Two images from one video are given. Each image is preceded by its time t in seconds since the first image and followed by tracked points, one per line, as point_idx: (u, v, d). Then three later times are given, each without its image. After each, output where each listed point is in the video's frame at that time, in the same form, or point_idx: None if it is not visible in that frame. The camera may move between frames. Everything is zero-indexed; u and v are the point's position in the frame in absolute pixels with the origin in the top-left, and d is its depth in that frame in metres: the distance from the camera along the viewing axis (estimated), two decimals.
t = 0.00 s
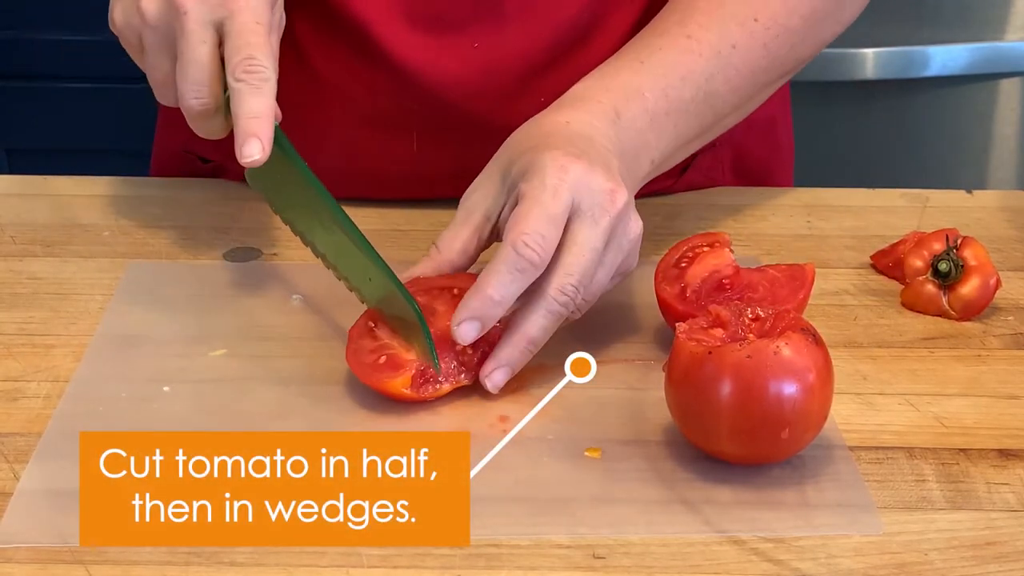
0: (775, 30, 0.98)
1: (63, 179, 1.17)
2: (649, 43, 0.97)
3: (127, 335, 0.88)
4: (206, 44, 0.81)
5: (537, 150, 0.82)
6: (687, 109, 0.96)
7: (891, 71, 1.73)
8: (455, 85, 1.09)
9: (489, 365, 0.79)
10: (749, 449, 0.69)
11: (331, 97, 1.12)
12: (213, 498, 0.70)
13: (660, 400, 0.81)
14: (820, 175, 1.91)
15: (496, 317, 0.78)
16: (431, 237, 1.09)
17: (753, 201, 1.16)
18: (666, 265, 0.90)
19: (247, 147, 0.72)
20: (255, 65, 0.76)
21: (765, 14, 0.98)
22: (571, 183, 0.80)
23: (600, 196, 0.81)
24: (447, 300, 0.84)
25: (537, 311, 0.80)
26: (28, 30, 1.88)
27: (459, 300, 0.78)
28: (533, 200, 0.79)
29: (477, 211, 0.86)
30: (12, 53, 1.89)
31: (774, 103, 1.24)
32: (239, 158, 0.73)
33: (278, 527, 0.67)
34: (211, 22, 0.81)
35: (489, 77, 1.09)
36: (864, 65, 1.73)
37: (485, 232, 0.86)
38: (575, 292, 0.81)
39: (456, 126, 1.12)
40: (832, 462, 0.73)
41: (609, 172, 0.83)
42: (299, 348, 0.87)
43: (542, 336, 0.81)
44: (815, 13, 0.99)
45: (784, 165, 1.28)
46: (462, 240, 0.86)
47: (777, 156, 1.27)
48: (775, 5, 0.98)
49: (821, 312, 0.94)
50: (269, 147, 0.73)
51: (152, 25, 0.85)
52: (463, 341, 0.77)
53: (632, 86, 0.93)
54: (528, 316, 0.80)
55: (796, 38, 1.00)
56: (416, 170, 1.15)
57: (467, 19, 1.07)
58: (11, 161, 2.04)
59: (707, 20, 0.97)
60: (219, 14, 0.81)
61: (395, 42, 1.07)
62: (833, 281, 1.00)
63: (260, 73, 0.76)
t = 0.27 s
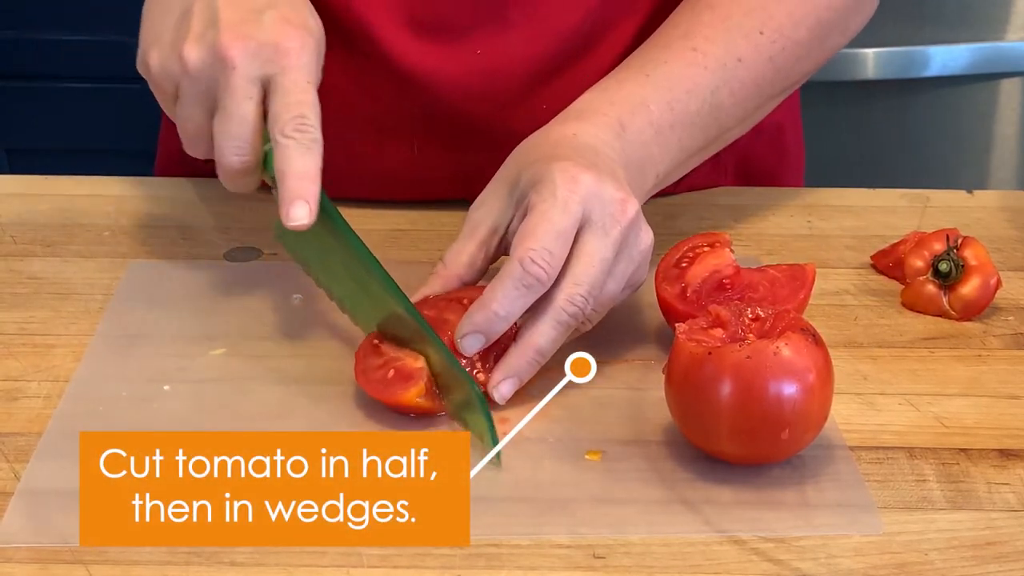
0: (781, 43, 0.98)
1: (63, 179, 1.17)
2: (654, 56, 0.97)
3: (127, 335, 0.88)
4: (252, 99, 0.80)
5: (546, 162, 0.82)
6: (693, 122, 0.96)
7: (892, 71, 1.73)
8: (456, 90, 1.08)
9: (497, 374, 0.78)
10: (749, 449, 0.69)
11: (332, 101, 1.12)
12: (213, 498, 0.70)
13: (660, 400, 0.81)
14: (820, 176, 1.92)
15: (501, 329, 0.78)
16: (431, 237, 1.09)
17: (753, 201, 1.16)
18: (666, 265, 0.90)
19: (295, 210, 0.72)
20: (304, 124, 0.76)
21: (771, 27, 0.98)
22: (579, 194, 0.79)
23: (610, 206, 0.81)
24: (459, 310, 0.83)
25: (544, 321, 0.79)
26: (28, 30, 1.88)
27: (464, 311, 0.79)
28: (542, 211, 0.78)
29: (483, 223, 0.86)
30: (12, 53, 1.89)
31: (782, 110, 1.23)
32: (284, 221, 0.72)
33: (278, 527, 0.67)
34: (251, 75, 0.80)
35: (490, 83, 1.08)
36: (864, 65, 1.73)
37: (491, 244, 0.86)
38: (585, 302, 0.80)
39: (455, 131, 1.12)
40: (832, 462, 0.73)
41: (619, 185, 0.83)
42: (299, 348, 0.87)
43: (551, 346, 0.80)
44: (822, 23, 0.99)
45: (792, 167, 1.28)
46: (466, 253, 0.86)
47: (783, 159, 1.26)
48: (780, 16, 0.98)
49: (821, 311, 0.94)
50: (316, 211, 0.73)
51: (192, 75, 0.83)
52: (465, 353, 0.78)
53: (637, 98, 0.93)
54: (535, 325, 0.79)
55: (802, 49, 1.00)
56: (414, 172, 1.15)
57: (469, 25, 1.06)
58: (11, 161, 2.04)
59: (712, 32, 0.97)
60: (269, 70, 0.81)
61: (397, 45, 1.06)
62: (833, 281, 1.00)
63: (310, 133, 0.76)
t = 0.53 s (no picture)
0: (797, 36, 0.98)
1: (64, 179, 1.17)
2: (666, 49, 0.97)
3: (127, 335, 0.88)
4: (177, 90, 0.88)
5: (558, 153, 0.83)
6: (708, 109, 0.96)
7: (892, 71, 1.73)
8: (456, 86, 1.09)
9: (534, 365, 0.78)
10: (749, 449, 0.69)
11: (331, 98, 1.12)
12: (213, 498, 0.70)
13: (661, 399, 0.81)
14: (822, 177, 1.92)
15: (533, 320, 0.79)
16: (431, 237, 1.09)
17: (754, 201, 1.16)
18: (676, 260, 0.90)
19: (212, 185, 0.78)
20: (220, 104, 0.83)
21: (785, 20, 0.97)
22: (596, 180, 0.81)
23: (627, 189, 0.81)
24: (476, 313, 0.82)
25: (574, 307, 0.79)
26: (28, 31, 1.88)
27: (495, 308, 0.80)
28: (559, 202, 0.79)
29: (510, 220, 0.85)
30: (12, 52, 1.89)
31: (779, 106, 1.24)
32: (201, 195, 0.79)
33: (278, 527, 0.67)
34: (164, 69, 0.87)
35: (490, 79, 1.09)
36: (864, 65, 1.73)
37: (521, 237, 0.85)
38: (615, 285, 0.80)
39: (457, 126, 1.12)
40: (832, 462, 0.73)
41: (632, 168, 0.84)
42: (300, 347, 0.87)
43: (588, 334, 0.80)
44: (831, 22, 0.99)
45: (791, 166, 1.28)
46: (500, 249, 0.84)
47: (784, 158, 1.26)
48: (795, 9, 0.97)
49: (821, 311, 0.94)
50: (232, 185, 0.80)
51: (125, 67, 0.91)
52: (500, 348, 0.78)
53: (654, 83, 0.94)
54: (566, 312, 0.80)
55: (812, 46, 0.99)
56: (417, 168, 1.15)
57: (468, 20, 1.07)
58: (12, 162, 2.04)
59: (726, 23, 0.97)
60: (191, 60, 0.87)
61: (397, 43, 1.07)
62: (833, 281, 1.00)
63: (228, 114, 0.83)
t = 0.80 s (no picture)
0: (791, 36, 0.98)
1: (64, 179, 1.17)
2: (665, 55, 0.96)
3: (128, 335, 0.88)
4: (230, 99, 0.81)
5: (546, 166, 0.82)
6: (705, 111, 0.96)
7: (892, 71, 1.73)
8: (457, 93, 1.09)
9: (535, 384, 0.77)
10: (749, 449, 0.69)
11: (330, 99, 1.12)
12: (213, 498, 0.70)
13: (661, 400, 0.81)
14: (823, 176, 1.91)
15: (536, 340, 0.78)
16: (432, 237, 1.09)
17: (754, 201, 1.16)
18: (677, 261, 0.90)
19: (279, 204, 0.73)
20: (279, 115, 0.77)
21: (780, 20, 0.97)
22: (585, 191, 0.80)
23: (617, 199, 0.80)
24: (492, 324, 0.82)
25: (573, 321, 0.78)
26: (28, 30, 1.88)
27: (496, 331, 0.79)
28: (552, 218, 0.79)
29: (493, 223, 0.86)
30: (12, 51, 1.89)
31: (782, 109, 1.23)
32: (270, 216, 0.73)
33: (279, 527, 0.67)
34: (215, 83, 0.81)
35: (488, 86, 1.09)
36: (864, 65, 1.73)
37: (503, 241, 0.85)
38: (612, 297, 0.79)
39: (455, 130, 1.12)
40: (832, 462, 0.73)
41: (623, 177, 0.83)
42: (300, 347, 0.87)
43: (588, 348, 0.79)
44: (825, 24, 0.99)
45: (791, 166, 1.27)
46: (479, 251, 0.85)
47: (784, 158, 1.26)
48: (790, 10, 0.98)
49: (822, 311, 0.94)
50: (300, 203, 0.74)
51: (172, 81, 0.85)
52: (503, 368, 0.77)
53: (647, 86, 0.94)
54: (565, 327, 0.79)
55: (808, 48, 1.00)
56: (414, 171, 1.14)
57: (468, 29, 1.06)
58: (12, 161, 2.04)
59: (721, 24, 0.97)
60: (243, 70, 0.81)
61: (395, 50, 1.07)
62: (833, 281, 1.00)
63: (289, 127, 0.76)
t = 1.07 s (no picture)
0: (794, 34, 0.98)
1: (64, 179, 1.17)
2: (669, 55, 0.96)
3: (128, 335, 0.88)
4: (247, 142, 0.81)
5: (557, 169, 0.83)
6: (710, 110, 0.96)
7: (892, 71, 1.73)
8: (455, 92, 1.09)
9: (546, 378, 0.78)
10: (749, 449, 0.69)
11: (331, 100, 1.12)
12: (213, 498, 0.70)
13: (661, 400, 0.81)
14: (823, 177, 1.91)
15: (550, 340, 0.78)
16: (432, 237, 1.09)
17: (754, 201, 1.16)
18: (688, 256, 0.91)
19: (291, 245, 0.74)
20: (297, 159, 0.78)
21: (783, 19, 0.98)
22: (596, 193, 0.80)
23: (628, 200, 0.80)
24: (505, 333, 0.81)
25: (586, 322, 0.78)
26: (29, 30, 1.88)
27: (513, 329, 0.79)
28: (564, 220, 0.79)
29: (511, 226, 0.85)
30: (12, 49, 1.89)
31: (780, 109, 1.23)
32: (282, 256, 0.75)
33: (280, 526, 0.67)
34: (237, 125, 0.81)
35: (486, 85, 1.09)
36: (864, 65, 1.73)
37: (525, 244, 0.85)
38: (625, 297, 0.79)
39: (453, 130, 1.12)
40: (832, 462, 0.73)
41: (634, 178, 0.83)
42: (300, 348, 0.87)
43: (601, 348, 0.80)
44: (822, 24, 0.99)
45: (790, 166, 1.27)
46: (505, 257, 0.84)
47: (782, 158, 1.26)
48: (791, 9, 0.98)
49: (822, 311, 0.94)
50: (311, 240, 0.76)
51: (192, 124, 0.84)
52: (517, 368, 0.78)
53: (652, 86, 0.93)
54: (578, 328, 0.79)
55: (806, 49, 1.00)
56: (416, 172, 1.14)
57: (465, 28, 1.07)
58: (12, 161, 2.04)
59: (725, 24, 0.97)
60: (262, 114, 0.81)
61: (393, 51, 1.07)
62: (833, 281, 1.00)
63: (304, 168, 0.78)
